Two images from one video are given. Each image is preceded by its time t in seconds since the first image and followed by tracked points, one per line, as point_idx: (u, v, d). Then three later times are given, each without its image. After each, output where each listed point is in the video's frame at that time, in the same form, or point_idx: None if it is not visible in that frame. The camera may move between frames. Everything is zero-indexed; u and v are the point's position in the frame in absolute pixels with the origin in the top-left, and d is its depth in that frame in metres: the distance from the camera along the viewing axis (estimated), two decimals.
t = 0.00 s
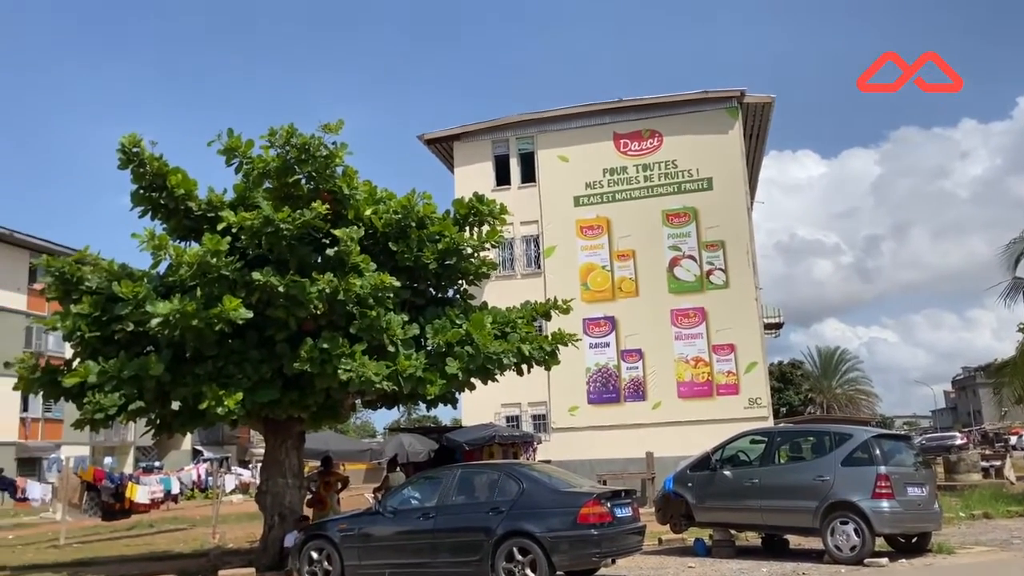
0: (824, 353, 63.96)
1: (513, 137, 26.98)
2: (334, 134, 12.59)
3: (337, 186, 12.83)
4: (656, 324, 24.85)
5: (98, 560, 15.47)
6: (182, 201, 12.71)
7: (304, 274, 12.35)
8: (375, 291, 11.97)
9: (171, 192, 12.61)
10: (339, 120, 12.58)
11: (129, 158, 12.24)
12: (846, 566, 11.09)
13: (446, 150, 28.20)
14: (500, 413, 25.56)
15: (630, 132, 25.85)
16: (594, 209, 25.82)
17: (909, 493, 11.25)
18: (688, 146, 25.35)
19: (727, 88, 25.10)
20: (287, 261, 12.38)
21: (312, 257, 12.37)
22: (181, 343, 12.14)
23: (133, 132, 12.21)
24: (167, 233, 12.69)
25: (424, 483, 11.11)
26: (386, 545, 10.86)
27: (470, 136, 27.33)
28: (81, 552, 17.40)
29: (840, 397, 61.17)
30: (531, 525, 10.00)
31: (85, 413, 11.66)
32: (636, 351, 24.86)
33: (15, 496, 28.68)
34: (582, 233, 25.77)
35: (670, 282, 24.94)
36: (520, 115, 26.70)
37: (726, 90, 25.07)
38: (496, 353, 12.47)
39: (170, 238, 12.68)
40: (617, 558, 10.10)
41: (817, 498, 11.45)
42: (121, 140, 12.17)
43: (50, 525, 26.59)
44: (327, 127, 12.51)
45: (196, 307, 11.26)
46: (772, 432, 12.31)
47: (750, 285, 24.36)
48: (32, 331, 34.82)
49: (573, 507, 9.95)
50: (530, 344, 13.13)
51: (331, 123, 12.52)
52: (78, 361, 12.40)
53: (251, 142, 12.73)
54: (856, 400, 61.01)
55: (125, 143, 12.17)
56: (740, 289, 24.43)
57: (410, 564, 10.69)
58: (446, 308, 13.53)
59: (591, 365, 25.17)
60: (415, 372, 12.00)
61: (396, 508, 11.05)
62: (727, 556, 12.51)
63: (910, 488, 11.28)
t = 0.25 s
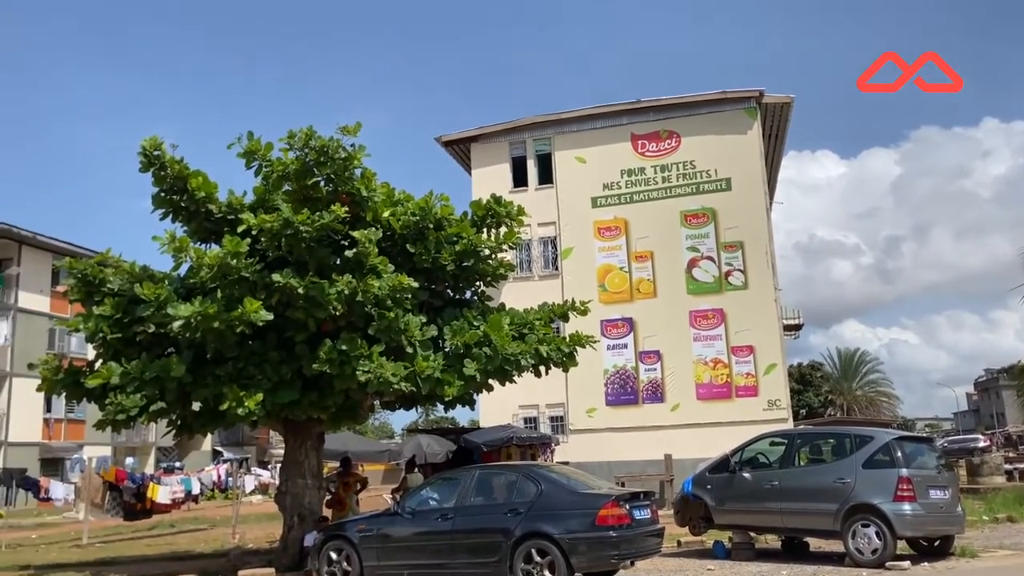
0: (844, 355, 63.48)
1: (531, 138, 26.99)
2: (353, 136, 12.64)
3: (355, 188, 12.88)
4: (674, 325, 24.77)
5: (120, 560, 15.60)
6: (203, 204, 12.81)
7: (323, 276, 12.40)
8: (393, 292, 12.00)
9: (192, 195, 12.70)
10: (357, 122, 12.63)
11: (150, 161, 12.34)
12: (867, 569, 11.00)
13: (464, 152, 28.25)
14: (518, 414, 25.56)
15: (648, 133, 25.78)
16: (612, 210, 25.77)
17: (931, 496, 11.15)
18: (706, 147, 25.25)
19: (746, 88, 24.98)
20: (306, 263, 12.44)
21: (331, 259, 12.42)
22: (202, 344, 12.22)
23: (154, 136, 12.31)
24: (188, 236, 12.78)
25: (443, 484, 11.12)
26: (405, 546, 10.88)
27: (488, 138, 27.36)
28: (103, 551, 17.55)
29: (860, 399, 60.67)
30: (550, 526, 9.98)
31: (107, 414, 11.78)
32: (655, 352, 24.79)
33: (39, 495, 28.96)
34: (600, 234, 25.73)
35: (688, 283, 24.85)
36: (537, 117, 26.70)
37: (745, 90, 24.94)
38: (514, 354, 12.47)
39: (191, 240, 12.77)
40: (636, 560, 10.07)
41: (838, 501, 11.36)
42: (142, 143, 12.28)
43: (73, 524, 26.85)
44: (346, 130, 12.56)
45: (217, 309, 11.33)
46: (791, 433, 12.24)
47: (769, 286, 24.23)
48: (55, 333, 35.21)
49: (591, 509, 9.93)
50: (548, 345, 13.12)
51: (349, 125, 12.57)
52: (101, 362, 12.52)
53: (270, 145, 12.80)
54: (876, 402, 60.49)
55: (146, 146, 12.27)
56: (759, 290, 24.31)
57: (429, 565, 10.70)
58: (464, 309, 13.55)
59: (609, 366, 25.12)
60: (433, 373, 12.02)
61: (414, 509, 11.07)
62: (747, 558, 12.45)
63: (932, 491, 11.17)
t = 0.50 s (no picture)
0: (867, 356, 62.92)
1: (550, 139, 26.96)
2: (373, 138, 12.67)
3: (376, 190, 12.92)
4: (695, 326, 24.65)
5: (143, 559, 15.73)
6: (225, 206, 12.90)
7: (344, 277, 12.45)
8: (413, 293, 12.03)
9: (214, 197, 12.80)
10: (377, 124, 12.67)
11: (173, 163, 12.44)
12: (891, 572, 10.88)
13: (483, 153, 28.27)
14: (537, 415, 25.52)
15: (667, 133, 25.69)
16: (631, 211, 25.70)
17: (956, 498, 11.01)
18: (727, 147, 25.12)
19: (767, 87, 24.82)
20: (327, 264, 12.49)
21: (351, 260, 12.46)
22: (224, 345, 12.31)
23: (176, 138, 12.41)
24: (210, 237, 12.88)
25: (463, 485, 11.12)
26: (425, 546, 10.90)
27: (507, 139, 27.37)
28: (126, 550, 17.69)
29: (883, 400, 60.06)
30: (570, 527, 9.96)
31: (131, 414, 11.88)
32: (675, 353, 24.68)
33: (64, 494, 29.23)
34: (620, 234, 25.66)
35: (709, 283, 24.73)
36: (556, 117, 26.67)
37: (766, 89, 24.79)
38: (534, 355, 12.45)
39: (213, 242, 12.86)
40: (656, 562, 10.03)
41: (862, 503, 11.25)
42: (165, 146, 12.38)
43: (97, 523, 27.12)
44: (366, 132, 12.60)
45: (240, 310, 11.40)
46: (814, 435, 12.13)
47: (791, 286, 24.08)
48: (80, 334, 35.59)
49: (612, 510, 9.89)
50: (568, 346, 13.10)
51: (369, 127, 12.60)
52: (124, 363, 12.63)
53: (291, 147, 12.87)
54: (899, 403, 59.86)
55: (169, 149, 12.36)
56: (780, 291, 24.15)
57: (450, 565, 10.71)
58: (483, 310, 13.56)
59: (629, 367, 25.04)
60: (453, 374, 12.02)
61: (435, 509, 11.08)
62: (768, 561, 12.37)
63: (957, 494, 11.04)
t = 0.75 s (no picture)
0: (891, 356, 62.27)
1: (570, 138, 26.93)
2: (394, 140, 12.71)
3: (397, 191, 12.97)
4: (717, 326, 24.53)
5: (167, 557, 15.87)
6: (248, 207, 12.99)
7: (365, 278, 12.50)
8: (434, 293, 12.05)
9: (237, 198, 12.89)
10: (398, 125, 12.71)
11: (196, 165, 12.56)
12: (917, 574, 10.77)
13: (503, 153, 28.30)
14: (558, 415, 25.48)
15: (689, 132, 25.58)
16: (652, 210, 25.61)
17: (983, 500, 10.87)
18: (749, 146, 24.97)
19: (789, 85, 24.65)
20: (348, 265, 12.54)
21: (373, 261, 12.50)
22: (247, 345, 12.40)
23: (200, 141, 12.51)
24: (233, 239, 12.97)
25: (484, 485, 11.14)
26: (447, 546, 10.92)
27: (527, 139, 27.37)
28: (151, 548, 17.86)
29: (908, 401, 59.34)
30: (592, 527, 9.94)
31: (156, 413, 11.98)
32: (696, 353, 24.57)
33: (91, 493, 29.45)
34: (641, 234, 25.58)
35: (731, 283, 24.60)
36: (577, 117, 26.64)
37: (788, 87, 24.62)
38: (555, 356, 12.45)
39: (236, 243, 12.95)
40: (679, 563, 9.99)
41: (887, 504, 11.15)
42: (189, 148, 12.49)
43: (123, 521, 27.39)
44: (387, 133, 12.64)
45: (262, 311, 11.47)
46: (837, 435, 12.03)
47: (814, 286, 23.91)
48: (105, 335, 35.98)
49: (634, 510, 9.86)
50: (589, 346, 13.08)
51: (391, 128, 12.65)
52: (149, 363, 12.76)
53: (313, 149, 12.94)
54: (925, 403, 59.11)
55: (193, 150, 12.48)
56: (804, 290, 23.98)
57: (471, 565, 10.72)
58: (504, 310, 13.57)
59: (650, 368, 24.96)
60: (475, 375, 12.03)
61: (456, 508, 11.11)
62: (792, 562, 12.30)
63: (984, 495, 10.90)
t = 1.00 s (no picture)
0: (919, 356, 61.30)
1: (593, 138, 26.85)
2: (417, 141, 12.73)
3: (420, 192, 12.98)
4: (742, 326, 24.36)
5: (194, 556, 15.99)
6: (272, 209, 13.06)
7: (389, 279, 12.52)
8: (457, 294, 12.04)
9: (262, 201, 12.96)
10: (421, 127, 12.72)
11: (221, 168, 12.64)
12: None
13: (525, 153, 28.28)
14: (582, 416, 25.39)
15: (712, 130, 25.41)
16: (676, 209, 25.48)
17: (1017, 501, 10.62)
18: (773, 144, 24.77)
19: (814, 83, 24.42)
20: (372, 266, 12.56)
21: (396, 261, 12.52)
22: (272, 346, 12.46)
23: (224, 143, 12.59)
24: (258, 240, 13.04)
25: (508, 485, 11.12)
26: (471, 546, 10.91)
27: (549, 139, 27.33)
28: (178, 548, 18.01)
29: (936, 402, 57.98)
30: (617, 529, 9.88)
31: (182, 414, 12.07)
32: (721, 354, 24.41)
33: (119, 492, 29.81)
34: (664, 233, 25.46)
35: (756, 282, 24.41)
36: (599, 117, 26.56)
37: (813, 85, 24.39)
38: (578, 356, 12.40)
39: (261, 245, 13.03)
40: (704, 565, 9.91)
41: (916, 506, 11.00)
42: (214, 151, 12.58)
43: (150, 521, 27.66)
44: (410, 134, 12.66)
45: (287, 311, 11.52)
46: (865, 436, 11.89)
47: (840, 285, 23.68)
48: (132, 336, 36.37)
49: (659, 511, 9.79)
50: (612, 346, 13.02)
51: (413, 130, 12.66)
52: (175, 364, 12.86)
53: (337, 151, 12.99)
54: (955, 404, 57.87)
55: (218, 153, 12.56)
56: (830, 290, 23.76)
57: (496, 566, 10.70)
58: (527, 310, 13.55)
59: (674, 368, 24.83)
60: (498, 375, 12.01)
61: (480, 509, 11.10)
62: (819, 564, 12.18)
63: (1018, 497, 10.64)
